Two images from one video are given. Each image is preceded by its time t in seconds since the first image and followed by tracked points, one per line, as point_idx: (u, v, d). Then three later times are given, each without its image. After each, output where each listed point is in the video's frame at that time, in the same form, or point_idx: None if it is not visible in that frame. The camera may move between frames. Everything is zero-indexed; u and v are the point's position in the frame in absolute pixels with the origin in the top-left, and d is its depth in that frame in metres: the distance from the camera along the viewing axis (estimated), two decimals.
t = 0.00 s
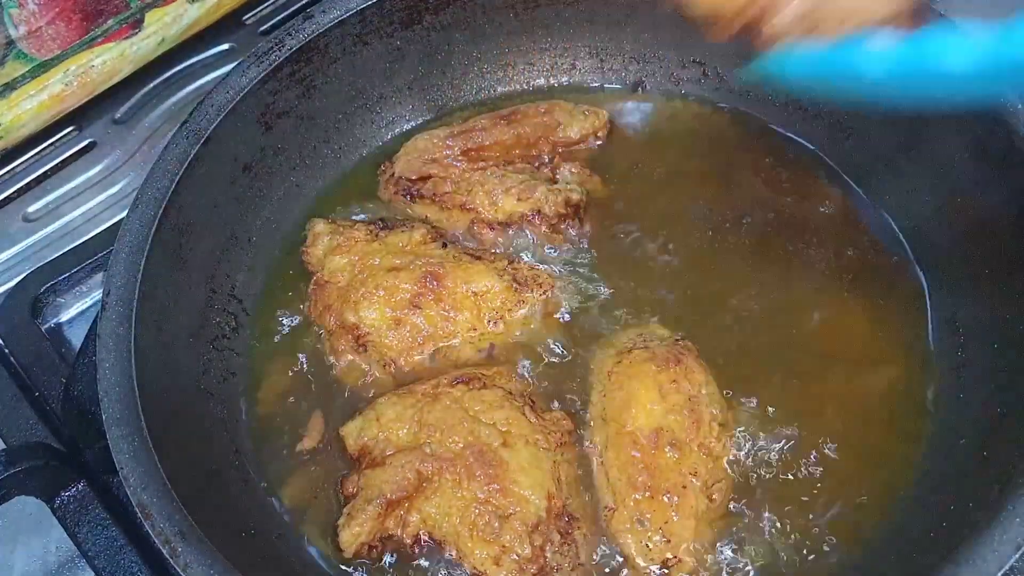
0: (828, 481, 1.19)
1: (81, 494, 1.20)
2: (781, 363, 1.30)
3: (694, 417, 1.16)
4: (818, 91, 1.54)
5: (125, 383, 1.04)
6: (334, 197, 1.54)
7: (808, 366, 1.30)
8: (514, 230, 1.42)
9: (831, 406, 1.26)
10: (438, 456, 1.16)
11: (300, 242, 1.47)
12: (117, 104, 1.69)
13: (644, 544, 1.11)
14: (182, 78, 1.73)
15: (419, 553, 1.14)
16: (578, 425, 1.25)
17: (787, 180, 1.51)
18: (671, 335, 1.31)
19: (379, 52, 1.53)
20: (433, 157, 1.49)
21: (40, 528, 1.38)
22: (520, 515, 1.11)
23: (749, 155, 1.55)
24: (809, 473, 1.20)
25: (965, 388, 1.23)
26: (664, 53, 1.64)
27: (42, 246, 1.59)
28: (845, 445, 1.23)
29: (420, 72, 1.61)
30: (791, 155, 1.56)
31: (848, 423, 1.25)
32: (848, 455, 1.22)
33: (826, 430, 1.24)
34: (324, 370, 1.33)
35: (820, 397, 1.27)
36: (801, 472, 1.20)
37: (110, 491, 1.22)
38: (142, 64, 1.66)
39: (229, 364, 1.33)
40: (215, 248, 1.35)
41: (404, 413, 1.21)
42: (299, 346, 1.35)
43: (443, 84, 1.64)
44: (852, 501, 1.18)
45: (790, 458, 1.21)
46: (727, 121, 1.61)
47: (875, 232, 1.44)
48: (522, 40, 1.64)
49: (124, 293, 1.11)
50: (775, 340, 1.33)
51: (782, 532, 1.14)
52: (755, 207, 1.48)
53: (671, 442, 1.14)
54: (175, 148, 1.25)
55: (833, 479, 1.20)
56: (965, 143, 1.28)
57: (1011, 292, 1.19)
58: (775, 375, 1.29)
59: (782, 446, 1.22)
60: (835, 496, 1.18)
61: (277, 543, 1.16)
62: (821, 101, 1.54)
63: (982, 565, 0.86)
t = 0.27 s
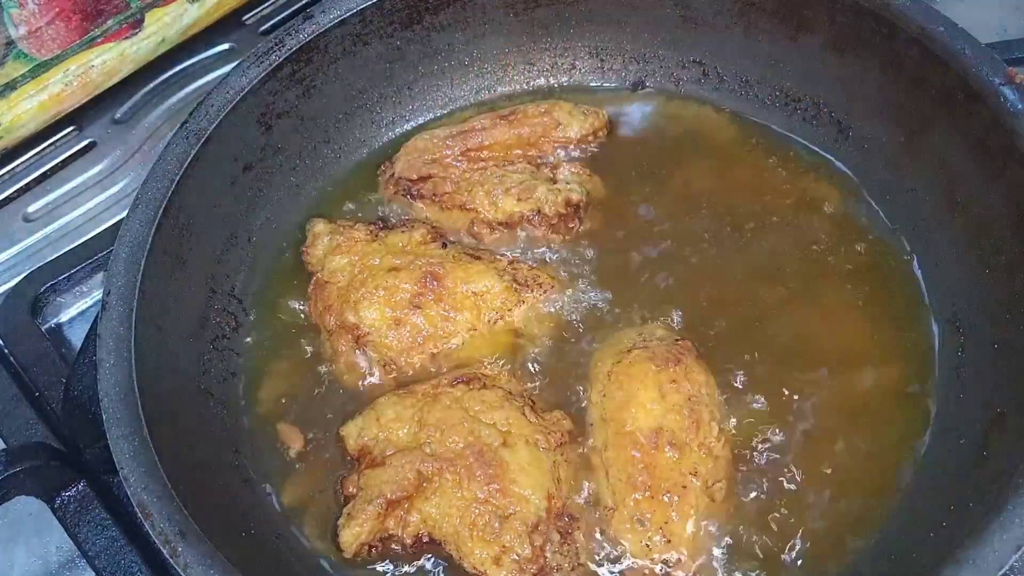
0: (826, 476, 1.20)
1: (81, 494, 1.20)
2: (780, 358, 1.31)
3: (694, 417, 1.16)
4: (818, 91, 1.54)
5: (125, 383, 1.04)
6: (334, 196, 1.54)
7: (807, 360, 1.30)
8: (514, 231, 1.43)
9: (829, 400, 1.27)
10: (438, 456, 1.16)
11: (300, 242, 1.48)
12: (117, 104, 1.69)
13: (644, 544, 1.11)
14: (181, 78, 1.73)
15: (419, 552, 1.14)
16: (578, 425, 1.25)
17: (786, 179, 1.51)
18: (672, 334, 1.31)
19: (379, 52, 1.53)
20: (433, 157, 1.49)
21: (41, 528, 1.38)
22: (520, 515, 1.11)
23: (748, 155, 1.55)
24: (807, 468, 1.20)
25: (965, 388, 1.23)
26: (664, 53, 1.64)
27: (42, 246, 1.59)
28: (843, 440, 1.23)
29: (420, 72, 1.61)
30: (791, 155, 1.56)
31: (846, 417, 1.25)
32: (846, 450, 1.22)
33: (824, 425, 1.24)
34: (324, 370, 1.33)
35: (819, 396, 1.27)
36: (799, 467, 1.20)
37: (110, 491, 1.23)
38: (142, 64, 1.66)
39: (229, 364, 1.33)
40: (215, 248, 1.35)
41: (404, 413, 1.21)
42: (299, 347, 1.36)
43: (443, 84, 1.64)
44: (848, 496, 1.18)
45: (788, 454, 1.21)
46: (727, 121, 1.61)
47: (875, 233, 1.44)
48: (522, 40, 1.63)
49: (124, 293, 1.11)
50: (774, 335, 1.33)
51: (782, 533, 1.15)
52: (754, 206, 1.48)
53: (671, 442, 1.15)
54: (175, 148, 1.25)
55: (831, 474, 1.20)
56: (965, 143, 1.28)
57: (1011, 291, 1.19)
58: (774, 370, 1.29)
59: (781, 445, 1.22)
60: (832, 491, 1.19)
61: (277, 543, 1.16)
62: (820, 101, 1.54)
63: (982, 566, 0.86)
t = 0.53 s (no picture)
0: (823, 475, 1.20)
1: (81, 494, 1.19)
2: (779, 355, 1.31)
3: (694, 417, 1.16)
4: (818, 90, 1.54)
5: (125, 383, 1.04)
6: (334, 196, 1.54)
7: (805, 359, 1.31)
8: (514, 230, 1.43)
9: (827, 398, 1.27)
10: (438, 456, 1.16)
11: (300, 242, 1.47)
12: (117, 103, 1.68)
13: (644, 543, 1.11)
14: (181, 78, 1.73)
15: (418, 553, 1.14)
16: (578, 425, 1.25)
17: (786, 179, 1.52)
18: (672, 334, 1.31)
19: (378, 52, 1.53)
20: (433, 157, 1.49)
21: (41, 528, 1.38)
22: (520, 515, 1.11)
23: (747, 154, 1.56)
24: (805, 467, 1.20)
25: (965, 388, 1.23)
26: (664, 53, 1.64)
27: (42, 245, 1.59)
28: (841, 438, 1.23)
29: (420, 71, 1.61)
30: (791, 154, 1.56)
31: (843, 415, 1.25)
32: (843, 448, 1.22)
33: (822, 423, 1.24)
34: (324, 370, 1.33)
35: (818, 395, 1.27)
36: (797, 464, 1.21)
37: (110, 491, 1.23)
38: (142, 64, 1.66)
39: (229, 364, 1.33)
40: (215, 248, 1.35)
41: (404, 413, 1.21)
42: (300, 347, 1.36)
43: (443, 84, 1.64)
44: (845, 494, 1.19)
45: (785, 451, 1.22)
46: (727, 121, 1.61)
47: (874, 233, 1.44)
48: (522, 40, 1.63)
49: (124, 293, 1.11)
50: (773, 333, 1.33)
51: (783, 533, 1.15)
52: (754, 205, 1.48)
53: (671, 442, 1.14)
54: (175, 148, 1.25)
55: (830, 474, 1.20)
56: (965, 143, 1.28)
57: (1012, 291, 1.20)
58: (773, 367, 1.30)
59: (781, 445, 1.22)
60: (829, 490, 1.19)
61: (277, 543, 1.16)
62: (820, 101, 1.54)
63: (983, 565, 0.86)
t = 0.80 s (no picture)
0: (824, 473, 1.20)
1: (81, 495, 1.19)
2: (780, 354, 1.31)
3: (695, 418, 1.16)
4: (818, 91, 1.54)
5: (124, 383, 1.04)
6: (334, 196, 1.54)
7: (805, 359, 1.30)
8: (514, 231, 1.43)
9: (827, 397, 1.27)
10: (439, 456, 1.16)
11: (300, 242, 1.47)
12: (117, 104, 1.68)
13: (644, 543, 1.11)
14: (182, 78, 1.73)
15: (418, 553, 1.14)
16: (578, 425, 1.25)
17: (786, 179, 1.52)
18: (672, 334, 1.31)
19: (378, 52, 1.53)
20: (433, 158, 1.49)
21: (41, 529, 1.38)
22: (520, 515, 1.11)
23: (747, 155, 1.56)
24: (806, 466, 1.20)
25: (964, 388, 1.23)
26: (664, 53, 1.64)
27: (42, 246, 1.59)
28: (842, 436, 1.23)
29: (420, 72, 1.61)
30: (791, 155, 1.56)
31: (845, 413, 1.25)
32: (845, 446, 1.22)
33: (823, 421, 1.24)
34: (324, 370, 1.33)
35: (819, 396, 1.27)
36: (797, 462, 1.21)
37: (110, 491, 1.23)
38: (142, 64, 1.66)
39: (229, 365, 1.33)
40: (215, 249, 1.35)
41: (404, 414, 1.21)
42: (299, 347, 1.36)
43: (443, 84, 1.64)
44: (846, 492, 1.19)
45: (787, 450, 1.22)
46: (727, 121, 1.61)
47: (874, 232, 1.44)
48: (522, 40, 1.63)
49: (124, 294, 1.11)
50: (775, 331, 1.34)
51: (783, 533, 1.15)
52: (755, 206, 1.48)
53: (671, 442, 1.14)
54: (175, 148, 1.25)
55: (830, 474, 1.20)
56: (965, 143, 1.28)
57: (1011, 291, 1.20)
58: (774, 366, 1.30)
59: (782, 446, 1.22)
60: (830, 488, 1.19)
61: (277, 543, 1.16)
62: (820, 101, 1.54)
63: (983, 565, 0.86)
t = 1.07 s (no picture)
0: (826, 471, 1.20)
1: (81, 495, 1.19)
2: (781, 352, 1.31)
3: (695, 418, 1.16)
4: (817, 91, 1.54)
5: (124, 383, 1.04)
6: (333, 196, 1.54)
7: (805, 358, 1.31)
8: (514, 230, 1.42)
9: (827, 397, 1.27)
10: (439, 456, 1.16)
11: (300, 242, 1.48)
12: (117, 104, 1.68)
13: (644, 543, 1.11)
14: (183, 78, 1.72)
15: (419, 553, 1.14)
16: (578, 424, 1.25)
17: (785, 179, 1.52)
18: (672, 334, 1.30)
19: (378, 52, 1.53)
20: (433, 158, 1.49)
21: (41, 529, 1.38)
22: (520, 515, 1.11)
23: (746, 154, 1.56)
24: (806, 463, 1.21)
25: (964, 388, 1.23)
26: (664, 53, 1.64)
27: (42, 245, 1.58)
28: (843, 434, 1.23)
29: (420, 71, 1.61)
30: (791, 154, 1.56)
31: (845, 411, 1.26)
32: (844, 445, 1.22)
33: (824, 420, 1.24)
34: (324, 370, 1.33)
35: (817, 395, 1.27)
36: (798, 460, 1.21)
37: (110, 491, 1.23)
38: (142, 64, 1.66)
39: (229, 365, 1.33)
40: (214, 249, 1.35)
41: (404, 414, 1.21)
42: (299, 347, 1.36)
43: (443, 84, 1.64)
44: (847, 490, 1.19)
45: (789, 450, 1.22)
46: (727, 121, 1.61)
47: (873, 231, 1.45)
48: (522, 40, 1.63)
49: (124, 294, 1.11)
50: (774, 331, 1.34)
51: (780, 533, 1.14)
52: (753, 205, 1.48)
53: (671, 441, 1.14)
54: (175, 148, 1.25)
55: (830, 473, 1.20)
56: (965, 143, 1.28)
57: (1011, 292, 1.20)
58: (775, 364, 1.30)
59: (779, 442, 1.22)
60: (831, 486, 1.19)
61: (277, 543, 1.16)
62: (820, 101, 1.54)
63: (982, 565, 0.86)
